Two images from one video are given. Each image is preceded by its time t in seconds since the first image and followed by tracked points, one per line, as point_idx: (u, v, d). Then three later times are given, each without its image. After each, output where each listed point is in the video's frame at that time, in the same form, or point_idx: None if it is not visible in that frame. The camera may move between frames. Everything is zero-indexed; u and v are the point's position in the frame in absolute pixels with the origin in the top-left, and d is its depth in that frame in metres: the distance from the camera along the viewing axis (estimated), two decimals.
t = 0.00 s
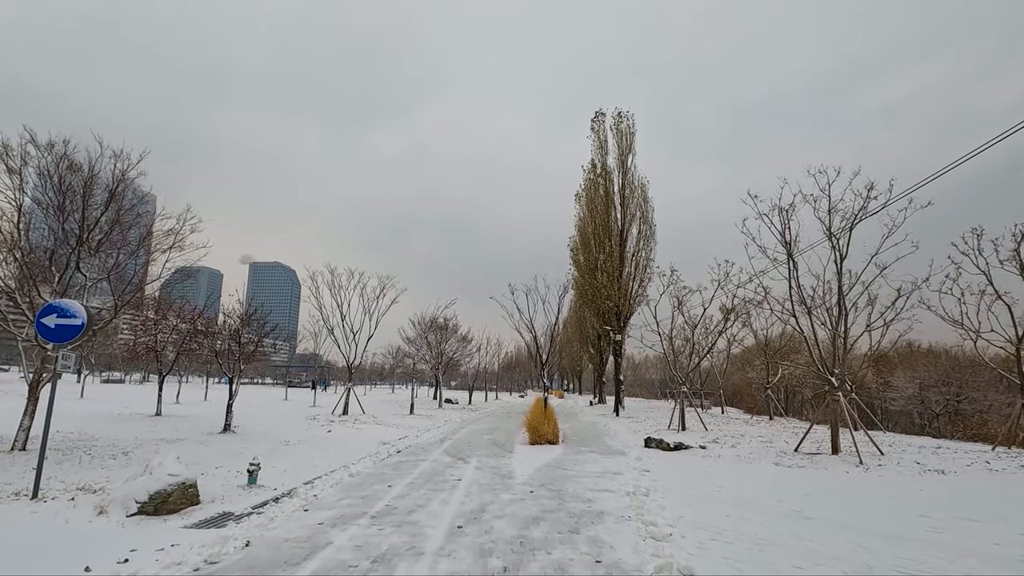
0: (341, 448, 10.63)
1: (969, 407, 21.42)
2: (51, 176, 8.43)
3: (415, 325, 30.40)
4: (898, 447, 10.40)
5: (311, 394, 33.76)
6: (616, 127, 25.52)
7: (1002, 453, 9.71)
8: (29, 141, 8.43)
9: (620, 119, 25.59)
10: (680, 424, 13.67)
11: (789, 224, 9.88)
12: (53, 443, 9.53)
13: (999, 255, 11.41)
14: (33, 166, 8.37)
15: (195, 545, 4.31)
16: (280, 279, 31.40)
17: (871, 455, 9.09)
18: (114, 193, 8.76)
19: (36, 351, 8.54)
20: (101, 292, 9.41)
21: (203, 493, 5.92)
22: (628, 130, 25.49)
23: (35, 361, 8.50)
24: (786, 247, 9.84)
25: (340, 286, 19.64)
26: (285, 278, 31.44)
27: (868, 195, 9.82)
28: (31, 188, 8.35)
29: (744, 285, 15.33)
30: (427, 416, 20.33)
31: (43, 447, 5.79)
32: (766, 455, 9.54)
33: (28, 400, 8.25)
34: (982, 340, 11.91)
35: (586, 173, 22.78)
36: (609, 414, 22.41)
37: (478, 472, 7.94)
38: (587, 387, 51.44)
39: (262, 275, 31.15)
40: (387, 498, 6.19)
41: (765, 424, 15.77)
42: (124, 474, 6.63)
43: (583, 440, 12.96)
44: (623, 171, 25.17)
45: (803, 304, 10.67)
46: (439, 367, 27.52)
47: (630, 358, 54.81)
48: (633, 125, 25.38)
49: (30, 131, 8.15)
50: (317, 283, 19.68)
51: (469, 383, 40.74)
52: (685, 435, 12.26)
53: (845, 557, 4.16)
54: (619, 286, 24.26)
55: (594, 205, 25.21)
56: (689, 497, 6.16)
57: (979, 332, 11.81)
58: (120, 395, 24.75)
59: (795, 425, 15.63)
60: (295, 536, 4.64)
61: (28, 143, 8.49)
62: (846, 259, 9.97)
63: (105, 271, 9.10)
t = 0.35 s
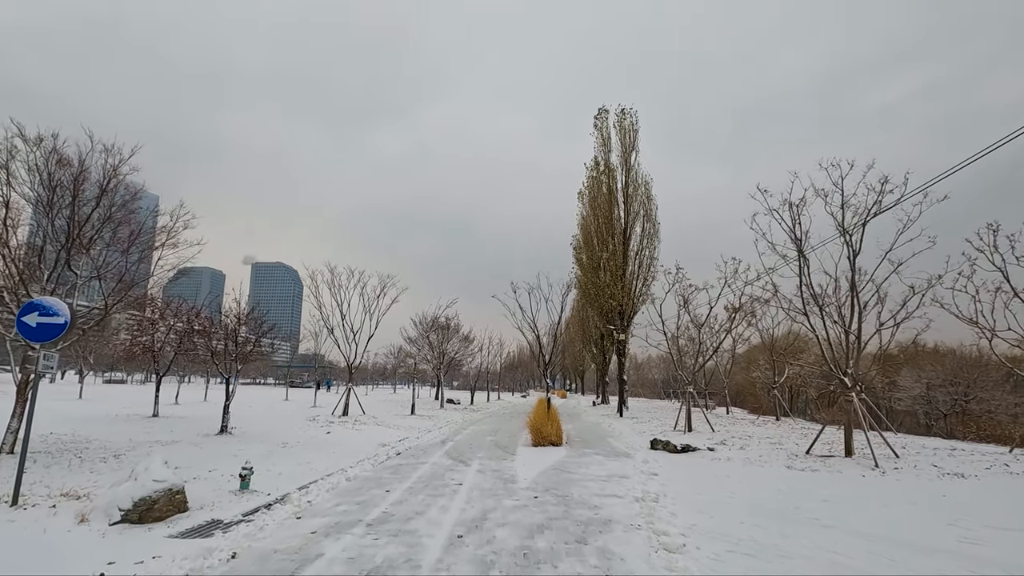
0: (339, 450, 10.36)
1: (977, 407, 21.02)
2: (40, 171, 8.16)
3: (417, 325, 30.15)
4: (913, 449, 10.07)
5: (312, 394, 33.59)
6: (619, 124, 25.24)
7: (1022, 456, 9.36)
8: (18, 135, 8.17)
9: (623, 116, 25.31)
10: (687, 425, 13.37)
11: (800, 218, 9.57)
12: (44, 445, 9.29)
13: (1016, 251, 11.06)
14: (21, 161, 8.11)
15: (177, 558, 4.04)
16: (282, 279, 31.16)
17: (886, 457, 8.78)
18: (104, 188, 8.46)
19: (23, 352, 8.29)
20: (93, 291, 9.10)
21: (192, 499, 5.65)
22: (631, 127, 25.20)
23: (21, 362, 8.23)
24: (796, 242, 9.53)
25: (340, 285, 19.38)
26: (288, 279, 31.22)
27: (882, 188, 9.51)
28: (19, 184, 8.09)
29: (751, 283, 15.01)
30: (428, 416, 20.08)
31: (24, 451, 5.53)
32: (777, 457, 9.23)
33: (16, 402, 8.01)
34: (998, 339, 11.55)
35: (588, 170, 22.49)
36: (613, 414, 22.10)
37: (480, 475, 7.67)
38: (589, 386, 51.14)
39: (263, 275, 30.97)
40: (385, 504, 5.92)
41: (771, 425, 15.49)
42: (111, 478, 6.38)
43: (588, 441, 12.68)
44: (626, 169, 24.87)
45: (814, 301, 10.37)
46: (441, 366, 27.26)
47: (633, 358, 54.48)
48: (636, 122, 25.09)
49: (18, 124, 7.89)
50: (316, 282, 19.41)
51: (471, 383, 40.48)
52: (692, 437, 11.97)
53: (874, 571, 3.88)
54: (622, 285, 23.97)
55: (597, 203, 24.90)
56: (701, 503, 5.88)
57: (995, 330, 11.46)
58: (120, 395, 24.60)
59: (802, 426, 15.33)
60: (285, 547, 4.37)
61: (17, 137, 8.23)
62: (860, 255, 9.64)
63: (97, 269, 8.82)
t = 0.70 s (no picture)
0: (339, 451, 10.11)
1: (985, 406, 20.67)
2: (30, 164, 7.90)
3: (418, 325, 29.90)
4: (929, 449, 9.77)
5: (313, 394, 33.34)
6: (622, 121, 24.97)
7: None
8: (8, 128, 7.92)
9: (626, 113, 25.04)
10: (694, 425, 13.09)
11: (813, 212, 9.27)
12: (36, 447, 9.05)
13: None
14: (11, 154, 7.85)
15: (164, 569, 3.78)
16: (282, 279, 30.88)
17: (904, 459, 8.49)
18: (97, 181, 8.19)
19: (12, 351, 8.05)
20: (87, 288, 8.83)
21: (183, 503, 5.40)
22: (635, 124, 24.93)
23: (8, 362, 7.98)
24: (810, 236, 9.22)
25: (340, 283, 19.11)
26: (288, 279, 30.92)
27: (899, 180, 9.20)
28: (9, 177, 7.83)
29: (759, 280, 14.71)
30: (429, 416, 19.81)
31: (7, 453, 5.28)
32: (791, 459, 8.95)
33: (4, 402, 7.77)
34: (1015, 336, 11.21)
35: (592, 167, 22.22)
36: (617, 415, 21.81)
37: (484, 478, 7.41)
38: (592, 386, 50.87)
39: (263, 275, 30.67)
40: (386, 508, 5.67)
41: (779, 425, 15.19)
42: (101, 482, 6.12)
43: (593, 441, 12.40)
44: (630, 166, 24.59)
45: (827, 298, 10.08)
46: (442, 366, 26.98)
47: (635, 358, 54.18)
48: (640, 118, 24.82)
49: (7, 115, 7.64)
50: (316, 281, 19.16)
51: (473, 383, 40.26)
52: (700, 437, 11.70)
53: None
54: (626, 283, 23.68)
55: (600, 201, 24.62)
56: (716, 507, 5.62)
57: (1012, 328, 11.11)
58: (119, 395, 24.38)
59: (811, 426, 15.04)
60: (280, 556, 4.11)
61: (7, 130, 7.97)
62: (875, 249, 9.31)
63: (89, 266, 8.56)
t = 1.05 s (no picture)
0: (338, 453, 9.89)
1: (994, 407, 20.28)
2: (21, 158, 7.69)
3: (420, 324, 29.68)
4: (946, 452, 9.46)
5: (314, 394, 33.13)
6: (626, 118, 24.69)
7: None
8: None
9: (630, 110, 24.77)
10: (701, 426, 12.83)
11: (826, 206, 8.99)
12: (29, 448, 8.84)
13: None
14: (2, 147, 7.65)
15: None
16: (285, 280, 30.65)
17: (921, 462, 8.21)
18: (90, 175, 7.98)
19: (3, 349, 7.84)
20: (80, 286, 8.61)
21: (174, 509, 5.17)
22: (639, 121, 24.64)
23: None
24: (823, 231, 8.93)
25: (341, 282, 18.83)
26: (291, 280, 30.63)
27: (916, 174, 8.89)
28: None
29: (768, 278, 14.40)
30: (431, 416, 19.55)
31: None
32: (803, 461, 8.69)
33: None
34: None
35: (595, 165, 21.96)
36: (621, 415, 21.53)
37: (487, 481, 7.17)
38: (595, 386, 50.55)
39: (267, 276, 30.57)
40: (385, 514, 5.44)
41: (787, 427, 14.88)
42: (90, 485, 5.90)
43: (598, 442, 12.12)
44: (634, 163, 24.30)
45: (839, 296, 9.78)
46: (444, 366, 26.71)
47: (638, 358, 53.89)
48: (644, 115, 24.53)
49: None
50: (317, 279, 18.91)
51: (475, 382, 40.03)
52: (708, 438, 11.43)
53: None
54: (630, 282, 23.40)
55: (603, 199, 24.33)
56: (731, 514, 5.38)
57: None
58: (118, 395, 24.20)
59: (820, 427, 14.71)
60: (272, 566, 3.89)
61: None
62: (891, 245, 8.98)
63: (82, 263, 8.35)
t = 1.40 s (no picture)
0: (336, 454, 9.66)
1: (1003, 406, 19.88)
2: (6, 150, 7.42)
3: (421, 322, 29.46)
4: (962, 454, 9.15)
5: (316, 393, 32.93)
6: (630, 114, 24.38)
7: None
8: None
9: (634, 106, 24.46)
10: (708, 426, 12.55)
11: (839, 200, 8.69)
12: (18, 449, 8.62)
13: None
14: None
15: None
16: (286, 279, 30.47)
17: (938, 464, 7.92)
18: (78, 168, 7.72)
19: None
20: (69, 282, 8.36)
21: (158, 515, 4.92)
22: (643, 117, 24.33)
23: None
24: (835, 225, 8.65)
25: (341, 280, 18.58)
26: (292, 279, 30.36)
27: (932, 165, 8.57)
28: None
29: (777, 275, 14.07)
30: (432, 416, 19.29)
31: None
32: (815, 463, 8.40)
33: None
34: None
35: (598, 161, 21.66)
36: (625, 414, 21.26)
37: (489, 484, 6.92)
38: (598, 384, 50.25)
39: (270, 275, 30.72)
40: (381, 519, 5.20)
41: (796, 427, 14.58)
42: (74, 489, 5.67)
43: (602, 443, 11.85)
44: (638, 159, 23.99)
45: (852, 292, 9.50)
46: (446, 365, 26.48)
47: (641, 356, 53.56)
48: (648, 111, 24.22)
49: None
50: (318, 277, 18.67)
51: (477, 382, 39.77)
52: (715, 439, 11.15)
53: None
54: (633, 280, 23.10)
55: (606, 195, 24.03)
56: (744, 522, 5.11)
57: None
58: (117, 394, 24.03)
59: (829, 428, 14.40)
60: None
61: None
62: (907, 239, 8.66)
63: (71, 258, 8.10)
